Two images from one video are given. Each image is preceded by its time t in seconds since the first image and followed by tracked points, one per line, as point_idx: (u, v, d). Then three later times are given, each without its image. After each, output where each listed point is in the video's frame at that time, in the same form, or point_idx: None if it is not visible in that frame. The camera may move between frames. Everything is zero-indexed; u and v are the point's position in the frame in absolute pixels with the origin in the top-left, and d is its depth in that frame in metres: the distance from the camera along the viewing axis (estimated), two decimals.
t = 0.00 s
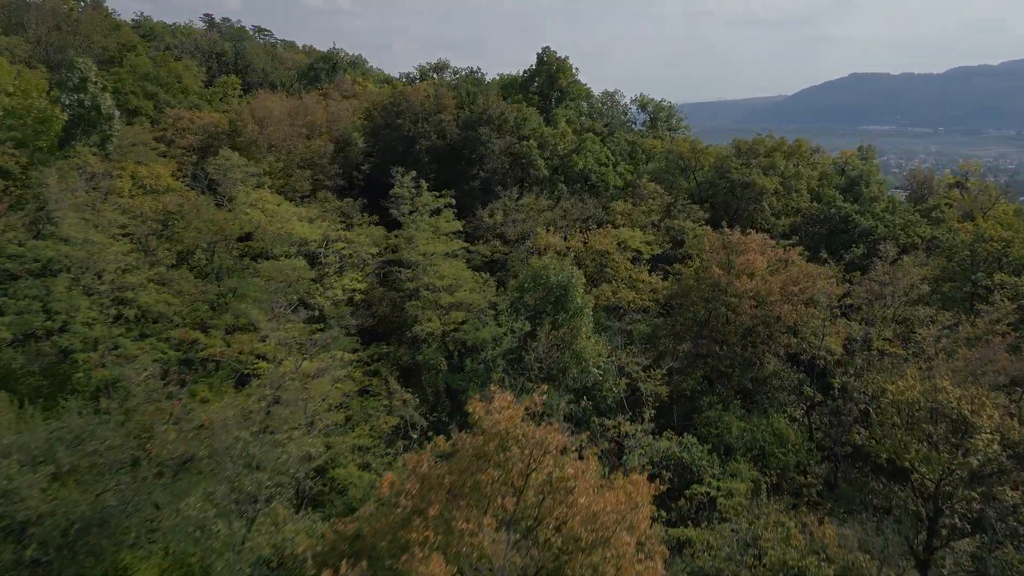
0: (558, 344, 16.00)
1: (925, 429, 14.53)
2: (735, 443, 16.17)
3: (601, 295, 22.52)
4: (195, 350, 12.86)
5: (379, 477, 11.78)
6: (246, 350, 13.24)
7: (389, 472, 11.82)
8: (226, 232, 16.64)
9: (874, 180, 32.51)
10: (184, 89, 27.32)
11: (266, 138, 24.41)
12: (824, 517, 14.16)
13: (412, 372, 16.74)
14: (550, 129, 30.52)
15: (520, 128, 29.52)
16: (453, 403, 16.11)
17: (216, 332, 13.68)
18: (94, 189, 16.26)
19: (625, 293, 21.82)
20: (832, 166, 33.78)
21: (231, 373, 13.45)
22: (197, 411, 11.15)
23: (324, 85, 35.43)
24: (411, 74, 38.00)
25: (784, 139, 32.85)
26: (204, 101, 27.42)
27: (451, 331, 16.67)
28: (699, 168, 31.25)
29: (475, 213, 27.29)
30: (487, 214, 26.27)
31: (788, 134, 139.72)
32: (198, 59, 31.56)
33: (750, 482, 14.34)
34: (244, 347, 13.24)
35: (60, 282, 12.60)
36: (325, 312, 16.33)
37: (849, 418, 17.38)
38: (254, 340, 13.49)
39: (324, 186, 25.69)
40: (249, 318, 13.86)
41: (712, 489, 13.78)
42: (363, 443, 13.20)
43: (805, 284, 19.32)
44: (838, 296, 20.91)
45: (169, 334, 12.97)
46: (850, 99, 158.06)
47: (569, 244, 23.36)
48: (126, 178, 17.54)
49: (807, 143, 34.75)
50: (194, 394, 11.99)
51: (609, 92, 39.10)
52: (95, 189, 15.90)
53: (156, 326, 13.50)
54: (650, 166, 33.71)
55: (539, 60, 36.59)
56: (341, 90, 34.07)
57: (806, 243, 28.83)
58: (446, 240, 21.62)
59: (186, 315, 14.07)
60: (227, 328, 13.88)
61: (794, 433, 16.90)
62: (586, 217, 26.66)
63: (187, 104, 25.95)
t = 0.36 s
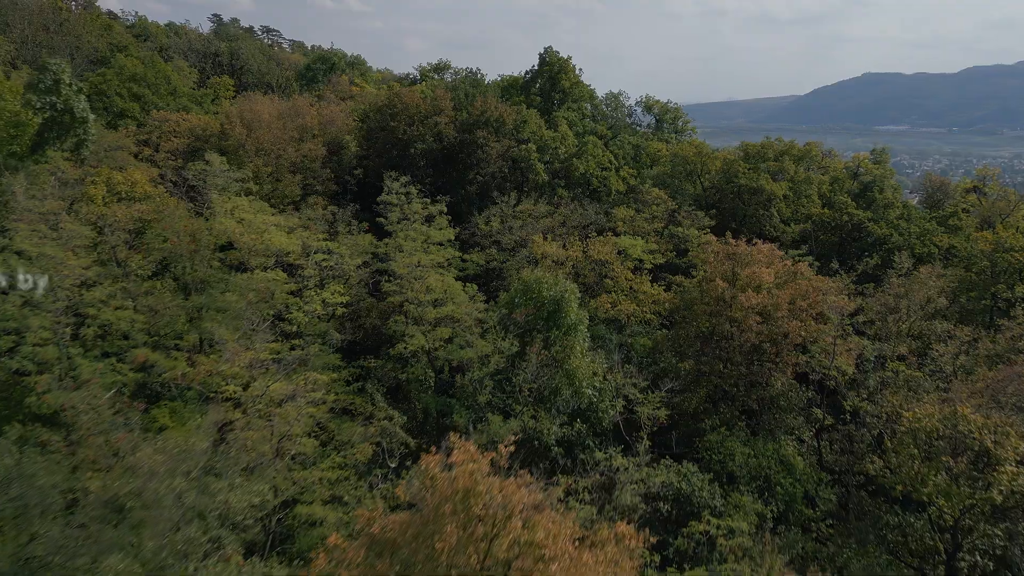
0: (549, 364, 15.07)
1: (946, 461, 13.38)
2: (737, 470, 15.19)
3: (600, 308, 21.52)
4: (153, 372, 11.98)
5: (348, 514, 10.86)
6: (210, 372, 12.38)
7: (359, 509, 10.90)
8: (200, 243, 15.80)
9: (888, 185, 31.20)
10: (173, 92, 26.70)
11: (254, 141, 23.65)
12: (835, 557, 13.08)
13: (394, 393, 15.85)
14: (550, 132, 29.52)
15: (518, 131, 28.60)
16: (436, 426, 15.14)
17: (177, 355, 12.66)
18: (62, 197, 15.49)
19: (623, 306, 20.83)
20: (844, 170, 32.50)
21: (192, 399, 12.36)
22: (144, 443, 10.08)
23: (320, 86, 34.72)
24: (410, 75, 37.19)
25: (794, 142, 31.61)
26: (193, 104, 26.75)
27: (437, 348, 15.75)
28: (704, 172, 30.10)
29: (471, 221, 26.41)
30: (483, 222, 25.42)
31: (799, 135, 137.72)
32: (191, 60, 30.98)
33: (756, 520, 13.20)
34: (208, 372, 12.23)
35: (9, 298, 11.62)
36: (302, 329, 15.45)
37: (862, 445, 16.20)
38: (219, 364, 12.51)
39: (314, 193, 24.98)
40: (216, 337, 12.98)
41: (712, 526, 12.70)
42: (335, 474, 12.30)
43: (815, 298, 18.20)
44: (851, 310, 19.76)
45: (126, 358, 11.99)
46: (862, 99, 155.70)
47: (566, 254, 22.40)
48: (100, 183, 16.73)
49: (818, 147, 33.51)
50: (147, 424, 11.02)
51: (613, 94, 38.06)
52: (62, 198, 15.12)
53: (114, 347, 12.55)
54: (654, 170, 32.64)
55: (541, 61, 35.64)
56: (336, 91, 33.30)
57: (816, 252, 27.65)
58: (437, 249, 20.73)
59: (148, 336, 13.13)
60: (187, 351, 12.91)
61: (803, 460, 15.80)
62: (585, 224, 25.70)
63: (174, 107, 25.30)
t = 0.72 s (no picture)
0: (539, 388, 14.09)
1: (971, 500, 12.20)
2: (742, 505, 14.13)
3: (599, 321, 20.50)
4: (106, 398, 11.11)
5: (311, 559, 9.90)
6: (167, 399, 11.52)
7: (323, 553, 9.94)
8: (172, 255, 14.96)
9: (906, 191, 29.78)
10: (164, 95, 26.05)
11: (243, 145, 22.94)
12: None
13: (375, 417, 14.96)
14: (552, 135, 28.48)
15: (518, 135, 27.61)
16: (419, 453, 14.21)
17: (136, 381, 11.79)
18: (30, 206, 14.77)
19: (623, 321, 19.82)
20: (859, 175, 31.17)
21: (150, 428, 11.47)
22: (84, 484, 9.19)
23: (318, 88, 33.97)
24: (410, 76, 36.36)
25: (806, 146, 30.33)
26: (184, 106, 26.09)
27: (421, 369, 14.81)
28: (712, 177, 28.93)
29: (467, 228, 25.50)
30: (479, 230, 24.51)
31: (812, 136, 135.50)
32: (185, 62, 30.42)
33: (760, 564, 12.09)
34: (166, 400, 11.32)
35: None
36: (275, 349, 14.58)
37: (878, 477, 15.01)
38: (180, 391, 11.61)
39: (304, 201, 24.24)
40: (177, 360, 12.11)
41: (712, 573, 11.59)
42: (301, 511, 11.37)
43: (827, 315, 17.06)
44: (866, 327, 18.58)
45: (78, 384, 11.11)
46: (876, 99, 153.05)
47: (565, 264, 21.40)
48: (72, 190, 15.94)
49: (832, 150, 32.21)
50: (93, 459, 10.15)
51: (619, 95, 36.98)
52: (28, 208, 14.40)
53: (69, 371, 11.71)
54: (660, 174, 31.55)
55: (544, 61, 34.65)
56: (334, 92, 32.54)
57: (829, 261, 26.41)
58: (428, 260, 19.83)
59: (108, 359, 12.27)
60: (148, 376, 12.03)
61: (813, 494, 14.67)
62: (586, 232, 24.70)
63: (163, 110, 24.70)
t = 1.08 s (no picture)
0: (527, 415, 13.08)
1: (1001, 547, 10.97)
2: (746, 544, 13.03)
3: (598, 337, 19.49)
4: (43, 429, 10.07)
5: None
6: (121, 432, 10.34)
7: None
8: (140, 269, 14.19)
9: (925, 198, 28.38)
10: (153, 98, 25.48)
11: (231, 150, 22.22)
12: None
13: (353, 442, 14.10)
14: (553, 139, 27.46)
15: (518, 139, 26.63)
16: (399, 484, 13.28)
17: (86, 409, 10.87)
18: None
19: (623, 337, 18.81)
20: (875, 180, 29.81)
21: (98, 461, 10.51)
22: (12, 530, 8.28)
23: (316, 90, 33.25)
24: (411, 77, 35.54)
25: (819, 151, 29.06)
26: (175, 110, 25.53)
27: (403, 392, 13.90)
28: (720, 183, 27.76)
29: (463, 236, 24.58)
30: (475, 238, 23.58)
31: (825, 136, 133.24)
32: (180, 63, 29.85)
33: None
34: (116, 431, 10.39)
35: None
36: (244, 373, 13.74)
37: (896, 515, 13.82)
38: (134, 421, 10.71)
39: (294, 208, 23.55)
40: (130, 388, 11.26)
41: None
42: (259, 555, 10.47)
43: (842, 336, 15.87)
44: (883, 347, 17.39)
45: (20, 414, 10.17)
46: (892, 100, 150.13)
47: (563, 276, 20.41)
48: (43, 199, 15.25)
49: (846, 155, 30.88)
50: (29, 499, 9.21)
51: (625, 96, 35.85)
52: None
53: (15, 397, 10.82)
54: (666, 179, 30.41)
55: (548, 62, 33.62)
56: (331, 94, 31.77)
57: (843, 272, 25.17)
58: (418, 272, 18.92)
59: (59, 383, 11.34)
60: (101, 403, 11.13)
61: (825, 533, 13.52)
62: (586, 241, 23.68)
63: (153, 113, 24.09)
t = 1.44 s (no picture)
0: (512, 445, 12.10)
1: None
2: None
3: (595, 354, 18.50)
4: None
5: None
6: (57, 474, 9.29)
7: None
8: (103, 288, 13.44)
9: (944, 205, 27.02)
10: (140, 101, 24.87)
11: (216, 155, 21.48)
12: None
13: (329, 471, 13.24)
14: (553, 143, 26.45)
15: (516, 143, 25.66)
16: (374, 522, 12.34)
17: (26, 444, 9.91)
18: None
19: (622, 356, 17.84)
20: (890, 186, 28.54)
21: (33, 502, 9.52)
22: None
23: (311, 92, 32.47)
24: (410, 79, 34.75)
25: (831, 155, 27.83)
26: (162, 114, 24.91)
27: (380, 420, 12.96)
28: (727, 189, 26.62)
29: (458, 245, 23.65)
30: (469, 248, 22.67)
31: (837, 137, 131.09)
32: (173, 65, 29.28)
33: None
34: (54, 471, 9.38)
35: None
36: (206, 396, 12.92)
37: (916, 559, 12.62)
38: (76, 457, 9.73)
39: (282, 214, 22.80)
40: (75, 417, 10.43)
41: None
42: None
43: (855, 358, 14.75)
44: (900, 369, 16.20)
45: None
46: (906, 100, 147.55)
47: (559, 289, 19.43)
48: (7, 210, 14.46)
49: (860, 159, 29.59)
50: None
51: (630, 98, 34.80)
52: None
53: None
54: (671, 185, 29.33)
55: (550, 63, 32.62)
56: (327, 96, 31.03)
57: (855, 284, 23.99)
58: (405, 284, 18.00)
59: None
60: (44, 436, 10.20)
61: None
62: (585, 251, 22.73)
63: (139, 117, 23.47)
